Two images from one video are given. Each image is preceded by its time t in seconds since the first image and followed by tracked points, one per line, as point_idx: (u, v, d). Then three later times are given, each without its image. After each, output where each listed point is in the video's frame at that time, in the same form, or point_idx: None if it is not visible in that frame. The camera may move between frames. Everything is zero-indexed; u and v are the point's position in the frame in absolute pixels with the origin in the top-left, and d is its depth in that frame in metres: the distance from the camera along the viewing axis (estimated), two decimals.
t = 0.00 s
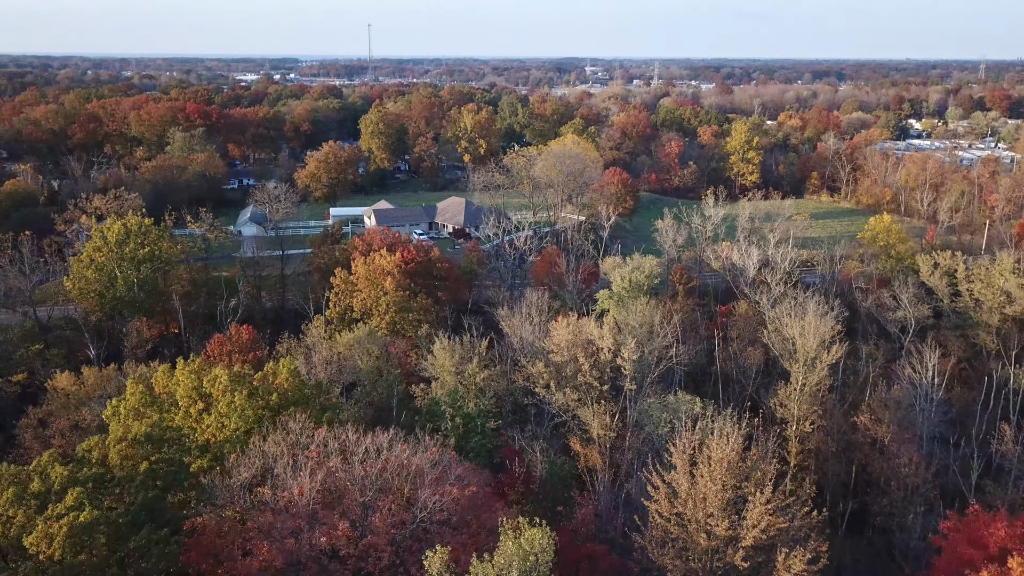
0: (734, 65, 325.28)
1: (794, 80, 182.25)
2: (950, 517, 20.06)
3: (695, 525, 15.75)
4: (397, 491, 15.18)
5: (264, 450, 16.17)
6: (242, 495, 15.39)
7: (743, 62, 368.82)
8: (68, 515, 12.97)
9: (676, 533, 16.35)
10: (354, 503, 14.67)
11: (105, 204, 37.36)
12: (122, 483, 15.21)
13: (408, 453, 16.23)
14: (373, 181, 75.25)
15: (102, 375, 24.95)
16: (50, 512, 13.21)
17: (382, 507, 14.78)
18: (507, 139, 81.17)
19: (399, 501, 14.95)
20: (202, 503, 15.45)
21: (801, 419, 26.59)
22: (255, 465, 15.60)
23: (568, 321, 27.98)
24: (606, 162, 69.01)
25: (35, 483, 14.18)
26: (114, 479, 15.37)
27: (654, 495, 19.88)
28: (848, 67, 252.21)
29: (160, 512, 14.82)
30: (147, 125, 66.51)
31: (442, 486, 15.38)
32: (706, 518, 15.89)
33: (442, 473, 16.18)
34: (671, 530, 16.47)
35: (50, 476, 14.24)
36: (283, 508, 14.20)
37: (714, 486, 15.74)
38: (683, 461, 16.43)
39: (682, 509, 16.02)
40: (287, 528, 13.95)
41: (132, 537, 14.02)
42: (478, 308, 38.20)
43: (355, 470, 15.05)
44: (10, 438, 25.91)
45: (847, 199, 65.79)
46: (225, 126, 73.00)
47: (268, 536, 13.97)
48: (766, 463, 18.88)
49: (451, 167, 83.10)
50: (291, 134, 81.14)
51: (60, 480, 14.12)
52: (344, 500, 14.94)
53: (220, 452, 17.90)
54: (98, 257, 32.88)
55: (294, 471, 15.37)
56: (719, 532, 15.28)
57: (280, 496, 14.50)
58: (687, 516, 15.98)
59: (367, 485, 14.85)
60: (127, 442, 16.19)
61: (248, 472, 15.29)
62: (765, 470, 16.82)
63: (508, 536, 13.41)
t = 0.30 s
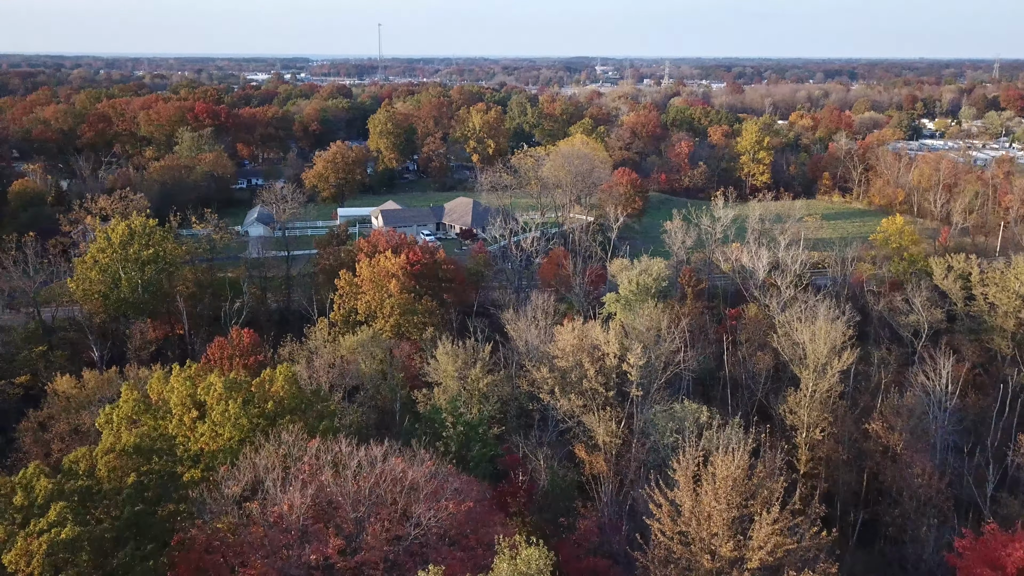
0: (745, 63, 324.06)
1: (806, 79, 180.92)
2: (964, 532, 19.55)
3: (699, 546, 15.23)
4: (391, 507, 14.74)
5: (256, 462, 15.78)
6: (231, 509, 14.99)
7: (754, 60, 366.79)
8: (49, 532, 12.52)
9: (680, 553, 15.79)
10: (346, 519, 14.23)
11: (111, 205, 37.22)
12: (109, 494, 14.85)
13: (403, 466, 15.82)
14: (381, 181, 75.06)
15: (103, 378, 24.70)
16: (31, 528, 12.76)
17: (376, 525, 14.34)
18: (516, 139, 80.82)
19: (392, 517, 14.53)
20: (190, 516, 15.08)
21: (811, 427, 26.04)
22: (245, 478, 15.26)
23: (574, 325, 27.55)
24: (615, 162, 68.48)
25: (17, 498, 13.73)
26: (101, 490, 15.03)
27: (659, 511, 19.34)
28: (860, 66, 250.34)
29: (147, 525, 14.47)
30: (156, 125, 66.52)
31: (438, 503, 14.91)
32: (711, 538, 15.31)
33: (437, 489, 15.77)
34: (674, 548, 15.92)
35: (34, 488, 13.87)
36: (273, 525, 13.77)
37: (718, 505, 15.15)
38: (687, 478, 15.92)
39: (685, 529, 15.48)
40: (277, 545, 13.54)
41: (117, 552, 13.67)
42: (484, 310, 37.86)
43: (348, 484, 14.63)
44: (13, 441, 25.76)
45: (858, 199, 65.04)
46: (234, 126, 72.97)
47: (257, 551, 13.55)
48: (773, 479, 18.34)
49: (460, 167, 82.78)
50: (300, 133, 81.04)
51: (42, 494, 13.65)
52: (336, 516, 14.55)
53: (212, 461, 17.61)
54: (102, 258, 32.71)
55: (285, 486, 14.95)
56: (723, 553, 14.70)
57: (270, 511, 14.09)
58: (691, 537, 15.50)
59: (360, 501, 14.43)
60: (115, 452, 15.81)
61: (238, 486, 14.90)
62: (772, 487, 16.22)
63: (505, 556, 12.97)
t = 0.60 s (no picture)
0: (768, 64, 320.56)
1: (830, 79, 178.49)
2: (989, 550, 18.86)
3: (711, 569, 14.48)
4: (393, 523, 14.35)
5: (256, 474, 15.50)
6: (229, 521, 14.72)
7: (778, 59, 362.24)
8: (39, 546, 12.31)
9: None
10: (346, 535, 13.84)
11: (128, 205, 37.38)
12: (105, 507, 14.64)
13: (405, 480, 15.42)
14: (399, 181, 75.04)
15: (115, 380, 24.66)
16: (22, 541, 12.57)
17: (377, 540, 13.93)
18: (534, 139, 80.43)
19: (392, 534, 14.10)
20: (188, 529, 14.80)
21: (832, 436, 25.31)
22: (244, 491, 14.93)
23: (588, 330, 27.12)
24: (634, 163, 67.77)
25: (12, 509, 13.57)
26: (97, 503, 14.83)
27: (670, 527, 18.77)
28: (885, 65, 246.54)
29: (143, 538, 14.26)
30: (177, 125, 66.98)
31: (441, 519, 14.48)
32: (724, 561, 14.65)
33: (438, 504, 15.33)
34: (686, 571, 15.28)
35: (29, 500, 13.66)
36: (269, 541, 13.37)
37: (731, 527, 14.44)
38: (699, 498, 15.27)
39: (696, 550, 14.83)
40: (274, 560, 13.16)
41: (110, 568, 13.42)
42: (499, 312, 37.54)
43: (348, 499, 14.20)
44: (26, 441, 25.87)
45: (882, 201, 63.85)
46: (253, 125, 73.26)
47: (254, 567, 13.18)
48: (791, 497, 17.68)
49: (478, 167, 82.51)
50: (319, 133, 81.22)
51: (37, 505, 13.48)
52: (335, 532, 14.15)
53: (214, 471, 17.41)
54: (118, 258, 32.81)
55: (283, 499, 14.59)
56: None
57: (267, 528, 13.69)
58: (703, 559, 14.78)
59: (360, 517, 13.99)
60: (114, 462, 15.63)
61: (236, 499, 14.62)
62: (789, 508, 15.47)
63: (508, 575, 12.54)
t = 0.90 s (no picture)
0: (777, 63, 318.74)
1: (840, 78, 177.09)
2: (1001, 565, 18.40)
3: None
4: (384, 539, 13.98)
5: (245, 487, 15.21)
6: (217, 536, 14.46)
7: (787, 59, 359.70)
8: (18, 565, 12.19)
9: None
10: (336, 553, 13.47)
11: (132, 206, 37.25)
12: (90, 521, 14.46)
13: (398, 494, 15.06)
14: (406, 181, 74.80)
15: (114, 383, 24.50)
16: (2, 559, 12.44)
17: (368, 558, 13.57)
18: (542, 139, 80.00)
19: (384, 550, 13.74)
20: (175, 544, 14.56)
21: (840, 444, 24.85)
22: (232, 506, 14.65)
23: (593, 334, 26.76)
24: (642, 163, 67.23)
25: None
26: (81, 517, 14.62)
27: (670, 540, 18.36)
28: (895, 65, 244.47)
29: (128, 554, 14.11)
30: (184, 125, 66.97)
31: (434, 535, 14.10)
32: None
33: (431, 520, 14.92)
34: None
35: (10, 516, 13.52)
36: (255, 559, 13.04)
37: (733, 547, 13.99)
38: (700, 516, 14.80)
39: (697, 570, 14.39)
40: None
41: None
42: (503, 315, 37.23)
43: (338, 515, 13.84)
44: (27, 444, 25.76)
45: (893, 202, 63.09)
46: (260, 125, 73.16)
47: None
48: (797, 512, 17.23)
49: (485, 167, 82.14)
50: (327, 132, 81.06)
51: (18, 521, 13.36)
52: (326, 548, 13.81)
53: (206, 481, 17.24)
54: (121, 260, 32.67)
55: (273, 514, 14.27)
56: None
57: (255, 545, 13.27)
58: None
59: (350, 534, 13.65)
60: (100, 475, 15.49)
61: (224, 513, 14.35)
62: (793, 525, 15.00)
63: None
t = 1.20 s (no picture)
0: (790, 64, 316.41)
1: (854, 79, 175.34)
2: None
3: None
4: (375, 558, 13.53)
5: (234, 501, 14.88)
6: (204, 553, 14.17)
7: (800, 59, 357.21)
8: None
9: None
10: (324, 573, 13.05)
11: (139, 206, 37.11)
12: (73, 537, 14.32)
13: (392, 511, 14.64)
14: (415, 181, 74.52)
15: (114, 386, 24.32)
16: None
17: None
18: (552, 139, 79.48)
19: (375, 569, 13.30)
20: (161, 561, 14.30)
21: (852, 453, 24.28)
22: (220, 522, 14.31)
23: (600, 339, 26.32)
24: (652, 164, 66.61)
25: None
26: (65, 532, 14.47)
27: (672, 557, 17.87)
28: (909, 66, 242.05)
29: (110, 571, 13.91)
30: (194, 125, 66.99)
31: (427, 555, 13.64)
32: None
33: (425, 537, 14.50)
34: None
35: None
36: None
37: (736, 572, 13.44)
38: (703, 539, 14.28)
39: None
40: None
41: None
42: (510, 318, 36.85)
43: (328, 533, 13.42)
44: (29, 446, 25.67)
45: (907, 203, 62.16)
46: (270, 125, 73.09)
47: None
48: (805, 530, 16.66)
49: (494, 166, 81.73)
50: (337, 132, 80.95)
51: None
52: (315, 567, 13.41)
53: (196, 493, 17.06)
54: (126, 261, 32.48)
55: (262, 530, 13.90)
56: None
57: (240, 563, 12.94)
58: None
59: (340, 552, 13.23)
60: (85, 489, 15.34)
61: (210, 530, 14.02)
62: (799, 548, 14.44)
63: None
